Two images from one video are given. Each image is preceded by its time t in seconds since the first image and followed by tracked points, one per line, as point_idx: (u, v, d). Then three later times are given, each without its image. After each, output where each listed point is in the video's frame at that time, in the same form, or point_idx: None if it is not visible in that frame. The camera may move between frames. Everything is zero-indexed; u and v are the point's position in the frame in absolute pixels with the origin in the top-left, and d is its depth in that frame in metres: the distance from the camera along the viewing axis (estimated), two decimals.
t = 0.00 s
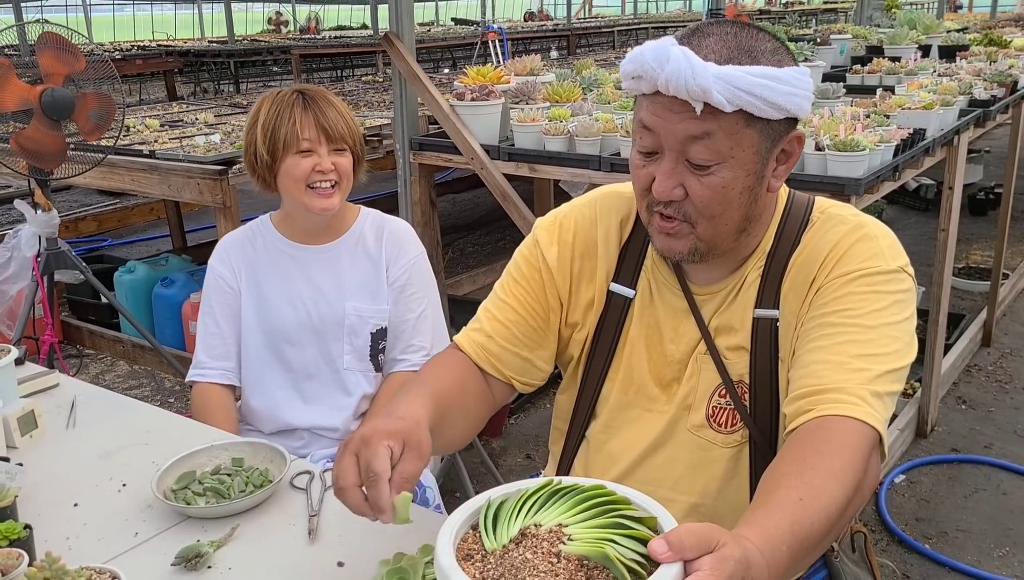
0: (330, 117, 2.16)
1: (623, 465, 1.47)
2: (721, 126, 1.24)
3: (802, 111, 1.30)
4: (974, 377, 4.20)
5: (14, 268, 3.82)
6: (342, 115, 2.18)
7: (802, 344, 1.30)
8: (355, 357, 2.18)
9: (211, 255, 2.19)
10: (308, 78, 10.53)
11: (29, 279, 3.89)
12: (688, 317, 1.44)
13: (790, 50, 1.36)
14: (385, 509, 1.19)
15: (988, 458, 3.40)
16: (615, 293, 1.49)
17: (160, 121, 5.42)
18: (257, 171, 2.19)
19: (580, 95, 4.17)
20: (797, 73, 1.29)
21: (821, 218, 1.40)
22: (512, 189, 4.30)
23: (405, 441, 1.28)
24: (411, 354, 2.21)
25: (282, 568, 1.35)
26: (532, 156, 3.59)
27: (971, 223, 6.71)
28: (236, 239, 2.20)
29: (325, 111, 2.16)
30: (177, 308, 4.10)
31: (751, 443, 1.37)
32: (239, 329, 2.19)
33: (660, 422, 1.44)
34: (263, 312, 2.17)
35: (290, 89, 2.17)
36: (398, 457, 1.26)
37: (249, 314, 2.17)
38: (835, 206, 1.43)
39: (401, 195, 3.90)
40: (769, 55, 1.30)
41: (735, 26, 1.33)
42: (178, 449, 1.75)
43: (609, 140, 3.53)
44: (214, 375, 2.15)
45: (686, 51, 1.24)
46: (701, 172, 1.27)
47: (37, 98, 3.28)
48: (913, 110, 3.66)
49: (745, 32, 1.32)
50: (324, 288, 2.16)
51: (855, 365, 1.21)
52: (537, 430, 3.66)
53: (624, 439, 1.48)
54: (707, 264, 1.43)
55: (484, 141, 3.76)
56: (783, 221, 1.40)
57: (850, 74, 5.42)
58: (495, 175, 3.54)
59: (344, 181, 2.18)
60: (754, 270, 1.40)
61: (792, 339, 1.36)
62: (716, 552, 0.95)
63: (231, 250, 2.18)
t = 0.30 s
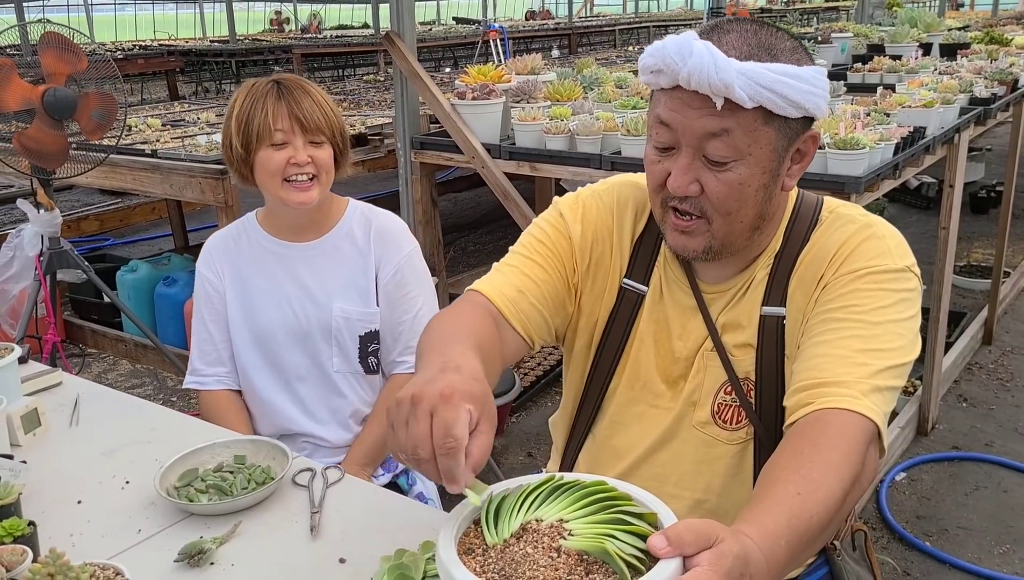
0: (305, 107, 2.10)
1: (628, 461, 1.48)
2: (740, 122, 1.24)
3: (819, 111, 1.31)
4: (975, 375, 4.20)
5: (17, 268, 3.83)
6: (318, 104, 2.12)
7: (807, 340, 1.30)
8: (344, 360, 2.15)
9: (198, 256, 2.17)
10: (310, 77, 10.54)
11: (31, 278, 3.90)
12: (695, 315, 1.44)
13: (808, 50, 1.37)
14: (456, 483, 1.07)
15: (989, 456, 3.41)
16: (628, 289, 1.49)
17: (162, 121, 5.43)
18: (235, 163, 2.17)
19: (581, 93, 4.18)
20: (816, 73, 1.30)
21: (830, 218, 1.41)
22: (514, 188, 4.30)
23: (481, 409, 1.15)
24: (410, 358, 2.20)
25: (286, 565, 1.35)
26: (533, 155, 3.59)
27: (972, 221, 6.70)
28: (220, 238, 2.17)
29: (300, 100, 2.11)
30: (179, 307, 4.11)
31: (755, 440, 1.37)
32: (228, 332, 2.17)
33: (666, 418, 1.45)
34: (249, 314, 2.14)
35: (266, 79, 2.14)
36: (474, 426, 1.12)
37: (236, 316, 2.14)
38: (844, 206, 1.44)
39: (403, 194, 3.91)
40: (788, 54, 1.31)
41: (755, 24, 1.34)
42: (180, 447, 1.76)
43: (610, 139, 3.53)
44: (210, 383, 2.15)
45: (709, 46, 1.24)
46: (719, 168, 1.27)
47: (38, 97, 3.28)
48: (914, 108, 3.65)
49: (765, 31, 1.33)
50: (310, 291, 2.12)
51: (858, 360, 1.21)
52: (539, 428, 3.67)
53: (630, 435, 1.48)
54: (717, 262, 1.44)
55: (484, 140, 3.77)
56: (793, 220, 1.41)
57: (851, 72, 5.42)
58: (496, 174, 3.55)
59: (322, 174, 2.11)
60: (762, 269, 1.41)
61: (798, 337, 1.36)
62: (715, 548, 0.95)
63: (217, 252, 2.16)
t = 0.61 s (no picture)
0: (279, 107, 1.95)
1: (634, 459, 1.48)
2: (761, 125, 1.25)
3: (839, 115, 1.31)
4: (976, 373, 4.21)
5: (19, 268, 3.86)
6: (294, 103, 1.97)
7: (813, 339, 1.31)
8: (342, 381, 2.05)
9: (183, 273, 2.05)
10: (312, 77, 10.56)
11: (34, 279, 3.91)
12: (705, 315, 1.44)
13: (828, 54, 1.38)
14: (465, 525, 1.03)
15: (990, 455, 3.41)
16: (639, 288, 1.49)
17: (164, 121, 5.45)
18: (212, 172, 2.02)
19: (582, 93, 4.18)
20: (836, 76, 1.31)
21: (841, 221, 1.41)
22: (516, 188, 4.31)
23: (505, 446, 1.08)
24: (411, 375, 2.09)
25: (293, 564, 1.37)
26: (534, 155, 3.60)
27: (973, 220, 6.71)
28: (205, 249, 2.06)
29: (275, 101, 1.95)
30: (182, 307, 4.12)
31: (763, 439, 1.37)
32: (218, 350, 2.06)
33: (674, 417, 1.45)
34: (240, 333, 2.03)
35: (239, 81, 1.99)
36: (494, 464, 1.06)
37: (226, 337, 2.03)
38: (855, 209, 1.44)
39: (404, 194, 3.92)
40: (811, 57, 1.31)
41: (777, 26, 1.34)
42: (184, 446, 1.77)
43: (610, 139, 3.54)
44: (205, 403, 2.05)
45: (735, 48, 1.24)
46: (739, 169, 1.27)
47: (41, 98, 3.30)
48: (914, 107, 3.66)
49: (787, 33, 1.33)
50: (303, 312, 2.01)
51: (864, 360, 1.22)
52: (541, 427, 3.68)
53: (637, 434, 1.48)
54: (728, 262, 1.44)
55: (485, 140, 3.78)
56: (804, 222, 1.41)
57: (851, 71, 5.43)
58: (497, 174, 3.57)
59: (304, 177, 1.96)
60: (772, 271, 1.41)
61: (806, 338, 1.36)
62: (712, 542, 0.96)
63: (203, 269, 2.04)
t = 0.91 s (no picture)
0: (261, 126, 1.88)
1: (636, 460, 1.48)
2: (770, 127, 1.25)
3: (847, 119, 1.32)
4: (978, 373, 4.20)
5: (22, 270, 3.88)
6: (276, 120, 1.90)
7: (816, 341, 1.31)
8: (336, 404, 2.04)
9: (177, 285, 2.05)
10: (313, 78, 10.57)
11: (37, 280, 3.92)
12: (708, 316, 1.44)
13: (837, 56, 1.38)
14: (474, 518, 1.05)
15: (992, 455, 3.41)
16: (643, 289, 1.49)
17: (166, 122, 5.46)
18: (197, 195, 1.97)
19: (584, 94, 4.19)
20: (845, 80, 1.31)
21: (846, 224, 1.41)
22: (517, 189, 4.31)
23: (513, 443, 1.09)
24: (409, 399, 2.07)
25: (296, 565, 1.37)
26: (536, 156, 3.61)
27: (975, 220, 6.70)
28: (198, 258, 2.05)
29: (256, 119, 1.89)
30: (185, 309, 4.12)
31: (766, 440, 1.38)
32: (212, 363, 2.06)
33: (677, 418, 1.45)
34: (232, 351, 2.02)
35: (219, 98, 1.92)
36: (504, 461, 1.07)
37: (218, 353, 2.03)
38: (860, 212, 1.45)
39: (406, 195, 3.92)
40: (821, 59, 1.31)
41: (787, 28, 1.34)
42: (186, 447, 1.77)
43: (611, 139, 3.55)
44: (201, 413, 2.06)
45: (747, 49, 1.24)
46: (747, 171, 1.28)
47: (44, 100, 3.32)
48: (915, 108, 3.65)
49: (797, 35, 1.33)
50: (293, 332, 1.99)
51: (865, 361, 1.22)
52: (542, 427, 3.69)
53: (639, 435, 1.49)
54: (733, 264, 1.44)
55: (486, 141, 3.79)
56: (809, 225, 1.42)
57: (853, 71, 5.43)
58: (498, 175, 3.57)
59: (293, 198, 1.91)
60: (776, 272, 1.41)
61: (809, 340, 1.37)
62: (710, 544, 0.96)
63: (196, 282, 2.04)
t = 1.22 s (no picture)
0: (260, 130, 1.87)
1: (637, 460, 1.48)
2: (773, 126, 1.24)
3: (849, 118, 1.31)
4: (980, 373, 4.19)
5: (23, 271, 3.88)
6: (274, 123, 1.90)
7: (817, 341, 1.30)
8: (332, 413, 2.04)
9: (174, 286, 2.04)
10: (313, 78, 10.57)
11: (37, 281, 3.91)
12: (709, 316, 1.44)
13: (839, 55, 1.37)
14: (491, 517, 1.05)
15: (993, 455, 3.40)
16: (644, 288, 1.48)
17: (166, 123, 5.45)
18: (194, 201, 1.96)
19: (584, 94, 4.18)
20: (847, 78, 1.30)
21: (846, 224, 1.41)
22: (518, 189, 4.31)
23: (511, 429, 1.09)
24: (408, 410, 2.07)
25: (296, 566, 1.37)
26: (536, 156, 3.61)
27: (976, 219, 6.69)
28: (196, 260, 2.04)
29: (253, 123, 1.88)
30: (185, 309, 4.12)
31: (767, 440, 1.37)
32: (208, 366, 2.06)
33: (679, 418, 1.44)
34: (228, 357, 2.01)
35: (214, 102, 1.91)
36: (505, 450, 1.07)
37: (214, 357, 2.02)
38: (860, 211, 1.44)
39: (406, 195, 3.91)
40: (823, 58, 1.31)
41: (789, 27, 1.34)
42: (186, 448, 1.77)
43: (612, 139, 3.55)
44: (198, 415, 2.06)
45: (749, 48, 1.23)
46: (749, 170, 1.27)
47: (45, 101, 3.31)
48: (916, 107, 3.65)
49: (799, 34, 1.33)
50: (291, 341, 1.98)
51: (865, 360, 1.21)
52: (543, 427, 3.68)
53: (640, 435, 1.48)
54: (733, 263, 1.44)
55: (487, 141, 3.78)
56: (810, 224, 1.41)
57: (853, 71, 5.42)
58: (499, 175, 3.56)
59: (293, 203, 1.91)
60: (777, 272, 1.40)
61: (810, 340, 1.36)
62: (712, 545, 0.95)
63: (193, 285, 2.03)
